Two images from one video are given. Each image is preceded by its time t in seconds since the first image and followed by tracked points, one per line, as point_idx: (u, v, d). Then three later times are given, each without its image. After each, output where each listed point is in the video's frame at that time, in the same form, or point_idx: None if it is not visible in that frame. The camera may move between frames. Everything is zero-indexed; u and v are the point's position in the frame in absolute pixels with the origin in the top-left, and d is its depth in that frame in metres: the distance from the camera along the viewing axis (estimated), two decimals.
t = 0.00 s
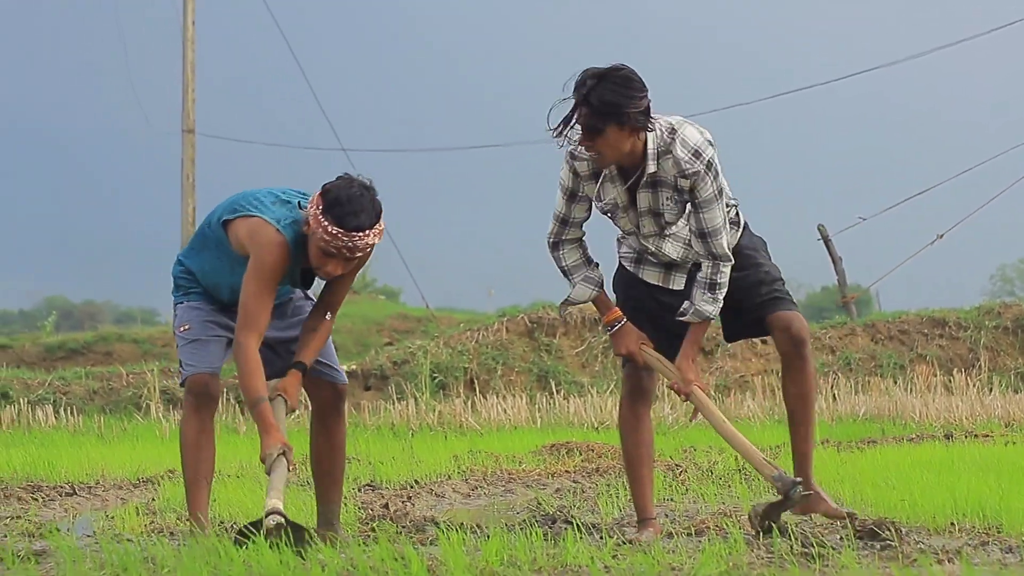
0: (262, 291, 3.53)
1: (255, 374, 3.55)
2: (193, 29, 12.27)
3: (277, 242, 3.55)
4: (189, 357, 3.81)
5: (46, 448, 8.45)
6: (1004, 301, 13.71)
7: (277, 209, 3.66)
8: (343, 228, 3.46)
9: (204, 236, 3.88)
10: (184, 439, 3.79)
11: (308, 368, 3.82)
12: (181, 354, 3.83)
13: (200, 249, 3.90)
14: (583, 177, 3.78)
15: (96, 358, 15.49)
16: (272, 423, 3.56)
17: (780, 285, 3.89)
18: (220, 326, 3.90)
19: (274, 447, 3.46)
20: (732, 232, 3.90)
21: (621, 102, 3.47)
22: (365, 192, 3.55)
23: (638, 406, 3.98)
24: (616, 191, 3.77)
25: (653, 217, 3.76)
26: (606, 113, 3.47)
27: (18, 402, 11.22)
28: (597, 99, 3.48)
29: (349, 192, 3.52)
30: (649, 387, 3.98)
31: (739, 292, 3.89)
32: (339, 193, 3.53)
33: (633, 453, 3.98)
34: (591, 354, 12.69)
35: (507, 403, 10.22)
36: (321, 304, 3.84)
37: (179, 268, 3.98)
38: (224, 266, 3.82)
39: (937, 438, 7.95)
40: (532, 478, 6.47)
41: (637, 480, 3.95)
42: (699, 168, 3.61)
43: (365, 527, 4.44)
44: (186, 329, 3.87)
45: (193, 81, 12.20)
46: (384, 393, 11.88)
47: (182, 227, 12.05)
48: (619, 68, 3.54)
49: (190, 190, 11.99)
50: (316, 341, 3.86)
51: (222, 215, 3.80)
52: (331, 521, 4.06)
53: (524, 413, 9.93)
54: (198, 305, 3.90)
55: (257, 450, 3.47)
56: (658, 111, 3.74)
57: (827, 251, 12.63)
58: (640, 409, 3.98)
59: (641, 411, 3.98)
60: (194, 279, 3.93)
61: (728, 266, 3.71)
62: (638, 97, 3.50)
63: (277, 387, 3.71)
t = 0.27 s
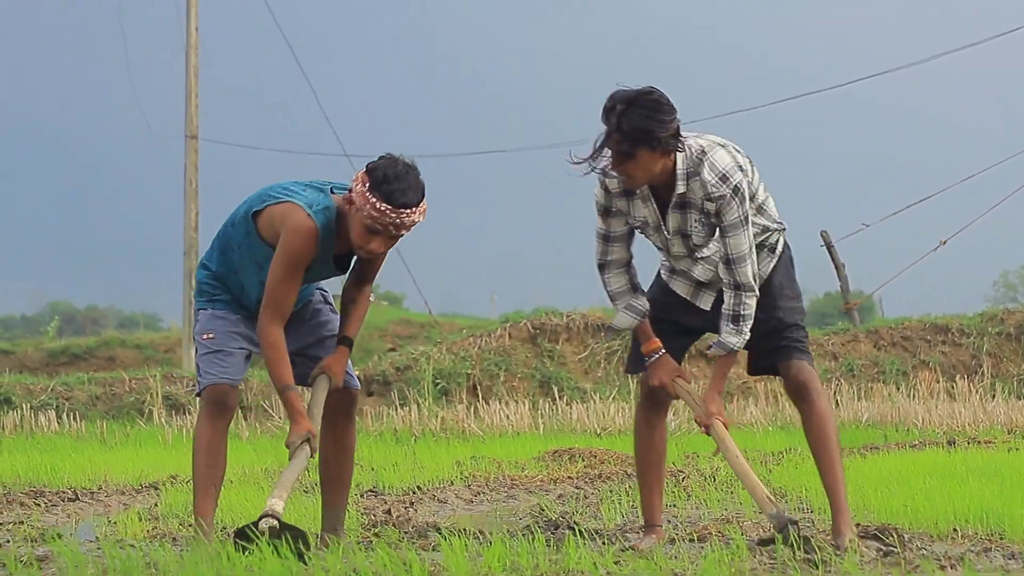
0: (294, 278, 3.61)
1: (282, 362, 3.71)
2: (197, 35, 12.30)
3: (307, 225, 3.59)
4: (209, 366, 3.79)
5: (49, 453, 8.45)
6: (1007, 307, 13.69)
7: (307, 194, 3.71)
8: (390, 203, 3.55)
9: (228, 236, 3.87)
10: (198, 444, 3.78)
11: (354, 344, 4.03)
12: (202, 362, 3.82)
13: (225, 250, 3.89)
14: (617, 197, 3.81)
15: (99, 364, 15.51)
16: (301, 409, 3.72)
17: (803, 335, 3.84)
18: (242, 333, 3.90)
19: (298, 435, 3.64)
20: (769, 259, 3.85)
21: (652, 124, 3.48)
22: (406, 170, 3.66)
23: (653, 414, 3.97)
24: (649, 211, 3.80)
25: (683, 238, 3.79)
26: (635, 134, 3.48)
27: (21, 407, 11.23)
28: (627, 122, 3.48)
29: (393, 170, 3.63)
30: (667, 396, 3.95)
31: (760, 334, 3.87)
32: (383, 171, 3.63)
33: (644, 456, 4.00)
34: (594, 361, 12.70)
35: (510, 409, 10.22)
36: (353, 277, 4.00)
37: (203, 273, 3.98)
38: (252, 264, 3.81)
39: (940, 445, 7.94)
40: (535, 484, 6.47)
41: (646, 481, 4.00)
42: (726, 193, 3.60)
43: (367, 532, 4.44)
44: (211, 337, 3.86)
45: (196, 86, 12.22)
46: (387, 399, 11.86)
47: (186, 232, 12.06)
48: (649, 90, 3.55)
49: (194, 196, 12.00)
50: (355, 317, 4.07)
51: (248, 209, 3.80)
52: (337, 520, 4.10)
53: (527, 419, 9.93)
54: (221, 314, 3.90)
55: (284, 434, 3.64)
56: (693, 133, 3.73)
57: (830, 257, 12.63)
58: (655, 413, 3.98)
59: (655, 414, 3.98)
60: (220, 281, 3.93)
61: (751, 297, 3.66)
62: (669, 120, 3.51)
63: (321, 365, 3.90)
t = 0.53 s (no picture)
0: (328, 257, 3.63)
1: (316, 339, 3.74)
2: (197, 36, 12.30)
3: (342, 202, 3.59)
4: (225, 378, 3.83)
5: (48, 455, 8.45)
6: (1007, 310, 13.69)
7: (333, 170, 3.72)
8: (437, 140, 3.65)
9: (249, 233, 3.85)
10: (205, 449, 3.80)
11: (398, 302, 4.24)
12: (217, 373, 3.84)
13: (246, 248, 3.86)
14: (683, 232, 3.78)
15: (98, 366, 15.51)
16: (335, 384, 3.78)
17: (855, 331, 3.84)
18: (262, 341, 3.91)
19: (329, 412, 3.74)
20: (827, 262, 3.83)
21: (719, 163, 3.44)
22: (429, 107, 3.74)
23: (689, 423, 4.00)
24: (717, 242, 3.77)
25: (756, 264, 3.76)
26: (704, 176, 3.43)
27: (20, 409, 11.24)
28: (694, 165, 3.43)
29: (422, 111, 3.71)
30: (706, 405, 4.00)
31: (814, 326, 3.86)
32: (412, 116, 3.70)
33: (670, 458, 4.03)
34: (594, 363, 12.71)
35: (510, 411, 10.22)
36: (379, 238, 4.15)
37: (225, 278, 3.92)
38: (281, 253, 3.82)
39: (939, 447, 7.94)
40: (534, 486, 6.47)
41: (669, 484, 4.02)
42: (785, 216, 3.56)
43: (366, 535, 4.44)
44: (231, 348, 3.86)
45: (196, 88, 12.23)
46: (387, 402, 11.81)
47: (185, 234, 12.07)
48: (706, 132, 3.52)
49: (194, 198, 12.00)
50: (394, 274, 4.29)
51: (273, 196, 3.79)
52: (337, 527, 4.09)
53: (527, 422, 9.92)
54: (242, 323, 3.88)
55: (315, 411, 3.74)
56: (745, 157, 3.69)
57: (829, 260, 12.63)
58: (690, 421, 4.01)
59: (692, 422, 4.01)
60: (245, 281, 3.89)
61: (806, 319, 3.64)
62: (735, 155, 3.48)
63: (370, 327, 4.05)
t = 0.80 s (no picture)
0: (346, 235, 3.67)
1: (334, 320, 3.75)
2: (195, 35, 12.29)
3: (361, 178, 3.65)
4: (250, 359, 3.82)
5: (46, 454, 8.44)
6: (1005, 309, 13.70)
7: (348, 149, 3.77)
8: (456, 104, 3.74)
9: (268, 221, 3.89)
10: (220, 429, 3.79)
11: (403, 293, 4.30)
12: (240, 353, 3.83)
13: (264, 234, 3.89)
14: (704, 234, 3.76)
15: (96, 364, 15.50)
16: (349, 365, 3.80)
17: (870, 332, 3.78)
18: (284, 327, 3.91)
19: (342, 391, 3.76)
20: (842, 263, 3.81)
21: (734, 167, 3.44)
22: (432, 76, 3.81)
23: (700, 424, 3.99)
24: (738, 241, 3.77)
25: (776, 266, 3.76)
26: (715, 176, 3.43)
27: (18, 408, 11.23)
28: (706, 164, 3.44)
29: (430, 80, 3.78)
30: (719, 407, 3.96)
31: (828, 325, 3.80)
32: (422, 87, 3.76)
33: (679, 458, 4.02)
34: (592, 362, 12.72)
35: (509, 409, 10.22)
36: (388, 227, 4.18)
37: (244, 264, 3.93)
38: (300, 236, 3.85)
39: (937, 446, 7.94)
40: (533, 485, 6.47)
41: (670, 484, 4.03)
42: (799, 213, 3.57)
43: (365, 533, 4.44)
44: (253, 329, 3.86)
45: (194, 87, 12.21)
46: (385, 400, 11.80)
47: (184, 233, 12.06)
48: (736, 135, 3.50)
49: (192, 196, 12.00)
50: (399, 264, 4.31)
51: (291, 180, 3.84)
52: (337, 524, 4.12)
53: (525, 421, 9.92)
54: (264, 306, 3.88)
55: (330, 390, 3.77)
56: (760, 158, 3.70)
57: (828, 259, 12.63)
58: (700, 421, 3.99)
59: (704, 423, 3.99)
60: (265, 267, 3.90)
61: (830, 303, 3.59)
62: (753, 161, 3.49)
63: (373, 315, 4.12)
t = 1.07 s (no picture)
0: (348, 212, 3.69)
1: (339, 302, 3.72)
2: (193, 34, 12.28)
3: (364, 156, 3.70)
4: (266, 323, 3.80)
5: (44, 453, 8.44)
6: (1003, 306, 13.71)
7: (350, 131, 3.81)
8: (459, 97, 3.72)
9: (273, 206, 3.94)
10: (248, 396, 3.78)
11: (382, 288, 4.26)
12: (257, 320, 3.81)
13: (270, 219, 3.95)
14: (677, 191, 3.78)
15: (94, 363, 15.49)
16: (353, 350, 3.73)
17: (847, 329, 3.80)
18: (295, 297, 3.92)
19: (350, 375, 3.69)
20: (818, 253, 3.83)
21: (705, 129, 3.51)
22: (440, 66, 3.80)
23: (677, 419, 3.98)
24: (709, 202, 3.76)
25: (744, 236, 3.75)
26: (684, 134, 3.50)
27: (16, 407, 11.22)
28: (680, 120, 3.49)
29: (436, 70, 3.77)
30: (693, 399, 3.97)
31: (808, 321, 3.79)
32: (428, 76, 3.76)
33: (660, 455, 4.02)
34: (590, 360, 12.72)
35: (506, 407, 10.22)
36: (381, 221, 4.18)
37: (251, 246, 3.98)
38: (304, 219, 3.89)
39: (935, 444, 7.95)
40: (530, 484, 6.47)
41: (658, 482, 4.02)
42: (776, 179, 3.60)
43: (363, 532, 4.44)
44: (265, 297, 3.84)
45: (192, 86, 12.20)
46: (383, 398, 11.80)
47: (181, 232, 12.06)
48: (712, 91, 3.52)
49: (189, 195, 11.99)
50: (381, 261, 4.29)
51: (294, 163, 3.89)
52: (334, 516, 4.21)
53: (523, 419, 9.92)
54: (276, 275, 3.90)
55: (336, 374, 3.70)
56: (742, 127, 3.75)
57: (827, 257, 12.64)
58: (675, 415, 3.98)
59: (678, 417, 3.98)
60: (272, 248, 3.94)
61: (817, 270, 3.66)
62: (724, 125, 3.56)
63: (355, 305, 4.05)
